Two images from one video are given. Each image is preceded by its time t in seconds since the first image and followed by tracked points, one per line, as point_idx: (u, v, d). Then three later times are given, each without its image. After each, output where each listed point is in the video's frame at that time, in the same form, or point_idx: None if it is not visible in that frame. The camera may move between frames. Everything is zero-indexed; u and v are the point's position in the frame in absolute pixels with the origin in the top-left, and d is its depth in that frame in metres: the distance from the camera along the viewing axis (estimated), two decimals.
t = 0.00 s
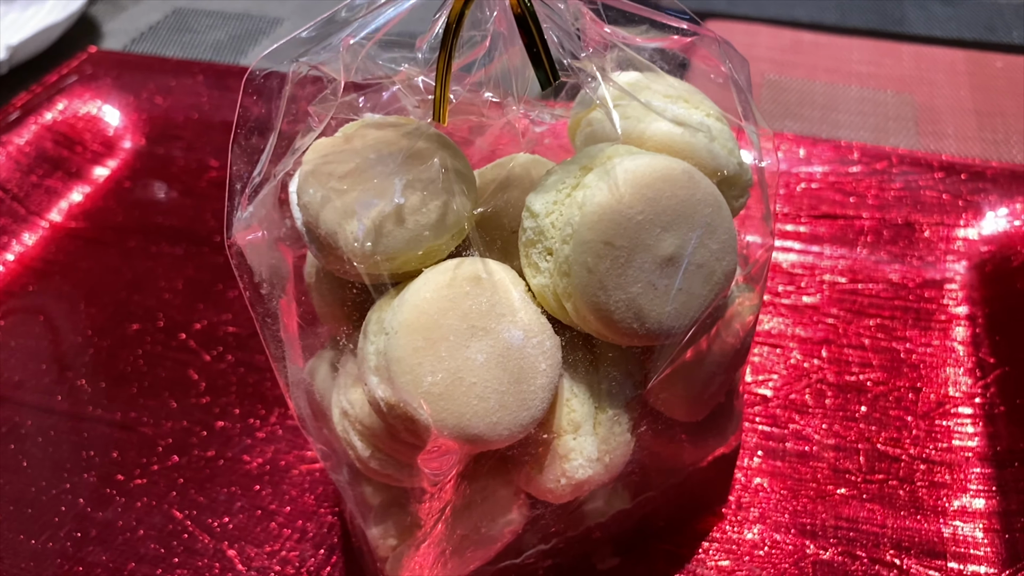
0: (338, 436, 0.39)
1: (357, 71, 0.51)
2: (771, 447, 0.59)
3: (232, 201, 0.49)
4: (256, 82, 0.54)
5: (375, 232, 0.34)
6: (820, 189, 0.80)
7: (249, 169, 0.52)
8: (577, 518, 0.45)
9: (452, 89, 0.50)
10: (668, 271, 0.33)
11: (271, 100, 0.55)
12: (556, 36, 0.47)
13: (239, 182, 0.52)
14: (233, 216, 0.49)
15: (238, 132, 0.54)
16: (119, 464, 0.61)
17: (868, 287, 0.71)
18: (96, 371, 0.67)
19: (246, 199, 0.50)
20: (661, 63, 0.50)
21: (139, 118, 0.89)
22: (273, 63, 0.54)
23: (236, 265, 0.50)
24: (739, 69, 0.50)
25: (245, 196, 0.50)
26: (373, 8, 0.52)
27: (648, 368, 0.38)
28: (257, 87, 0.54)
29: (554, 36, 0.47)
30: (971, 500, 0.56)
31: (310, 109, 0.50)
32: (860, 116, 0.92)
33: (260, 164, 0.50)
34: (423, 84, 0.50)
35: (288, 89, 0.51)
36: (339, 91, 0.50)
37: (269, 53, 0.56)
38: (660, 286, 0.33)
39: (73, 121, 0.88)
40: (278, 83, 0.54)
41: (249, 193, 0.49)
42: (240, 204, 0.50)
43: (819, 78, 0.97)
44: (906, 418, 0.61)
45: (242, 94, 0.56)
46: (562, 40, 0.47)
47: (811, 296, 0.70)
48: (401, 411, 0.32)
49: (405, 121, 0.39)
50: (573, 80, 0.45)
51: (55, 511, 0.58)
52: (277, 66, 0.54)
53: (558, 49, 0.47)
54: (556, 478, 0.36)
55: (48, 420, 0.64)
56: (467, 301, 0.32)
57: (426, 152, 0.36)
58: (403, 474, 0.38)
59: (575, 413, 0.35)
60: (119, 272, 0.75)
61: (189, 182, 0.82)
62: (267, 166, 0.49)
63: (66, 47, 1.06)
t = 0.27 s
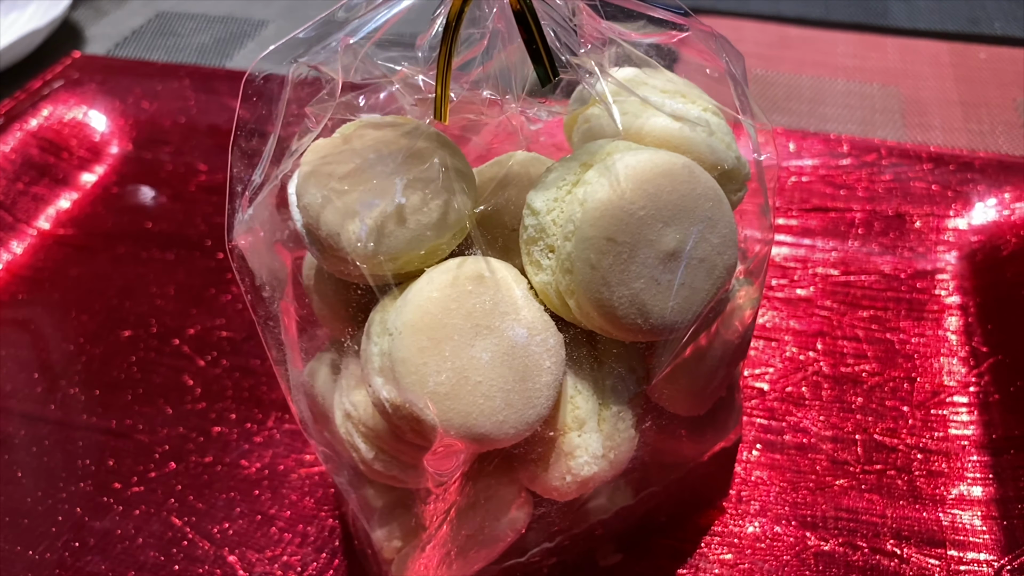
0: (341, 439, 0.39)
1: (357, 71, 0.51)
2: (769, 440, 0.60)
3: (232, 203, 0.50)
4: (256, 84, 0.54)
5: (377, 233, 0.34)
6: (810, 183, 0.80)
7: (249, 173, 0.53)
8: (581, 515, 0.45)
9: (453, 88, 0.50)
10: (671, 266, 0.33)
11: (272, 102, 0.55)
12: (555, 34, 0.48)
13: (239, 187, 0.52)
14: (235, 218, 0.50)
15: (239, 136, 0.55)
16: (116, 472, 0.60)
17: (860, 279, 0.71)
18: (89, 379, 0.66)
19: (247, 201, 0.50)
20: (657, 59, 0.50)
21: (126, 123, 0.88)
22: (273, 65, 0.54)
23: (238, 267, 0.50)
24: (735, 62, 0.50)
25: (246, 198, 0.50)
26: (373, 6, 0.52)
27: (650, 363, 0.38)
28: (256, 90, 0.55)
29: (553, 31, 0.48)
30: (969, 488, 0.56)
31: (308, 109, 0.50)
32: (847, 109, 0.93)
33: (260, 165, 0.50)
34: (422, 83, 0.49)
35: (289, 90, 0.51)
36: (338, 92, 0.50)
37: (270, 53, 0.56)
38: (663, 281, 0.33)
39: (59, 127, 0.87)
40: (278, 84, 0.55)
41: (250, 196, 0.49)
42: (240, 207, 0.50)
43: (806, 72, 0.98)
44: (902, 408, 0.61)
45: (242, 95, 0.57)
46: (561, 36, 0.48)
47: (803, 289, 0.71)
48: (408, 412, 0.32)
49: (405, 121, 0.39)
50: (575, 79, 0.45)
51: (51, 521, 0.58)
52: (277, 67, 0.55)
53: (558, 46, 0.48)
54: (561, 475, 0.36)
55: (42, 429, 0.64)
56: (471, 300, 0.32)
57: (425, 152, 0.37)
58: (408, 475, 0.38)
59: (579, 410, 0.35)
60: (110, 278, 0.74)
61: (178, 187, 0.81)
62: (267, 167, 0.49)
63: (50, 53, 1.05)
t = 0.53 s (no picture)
0: (345, 445, 0.39)
1: (356, 74, 0.51)
2: (767, 435, 0.60)
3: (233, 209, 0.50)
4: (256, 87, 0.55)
5: (379, 236, 0.34)
6: (801, 177, 0.80)
7: (250, 179, 0.53)
8: (586, 515, 0.45)
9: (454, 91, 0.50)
10: (674, 264, 0.33)
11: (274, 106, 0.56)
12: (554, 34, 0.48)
13: (241, 193, 0.53)
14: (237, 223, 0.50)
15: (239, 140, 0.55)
16: (111, 482, 0.60)
17: (853, 272, 0.71)
18: (83, 389, 0.66)
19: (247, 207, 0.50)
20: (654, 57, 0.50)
21: (113, 130, 0.87)
22: (275, 69, 0.55)
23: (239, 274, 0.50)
24: (732, 58, 0.50)
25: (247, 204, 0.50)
26: (372, 9, 0.52)
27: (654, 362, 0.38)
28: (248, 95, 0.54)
29: (552, 31, 0.48)
30: (967, 479, 0.57)
31: (306, 114, 0.50)
32: (835, 103, 0.93)
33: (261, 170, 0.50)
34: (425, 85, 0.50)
35: (290, 95, 0.51)
36: (337, 94, 0.50)
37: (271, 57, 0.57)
38: (666, 280, 0.33)
39: (44, 134, 0.86)
40: (279, 89, 0.56)
41: (250, 201, 0.49)
42: (240, 213, 0.50)
43: (793, 68, 0.98)
44: (899, 401, 0.61)
45: (244, 100, 0.57)
46: (561, 36, 0.48)
47: (797, 284, 0.71)
48: (414, 416, 0.32)
49: (404, 123, 0.39)
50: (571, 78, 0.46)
51: (47, 534, 0.57)
52: (280, 71, 0.55)
53: (558, 45, 0.48)
54: (568, 476, 0.36)
55: (35, 441, 0.63)
56: (475, 303, 0.32)
57: (426, 154, 0.36)
58: (413, 479, 0.38)
59: (584, 410, 0.35)
60: (100, 286, 0.73)
61: (168, 193, 0.81)
62: (266, 172, 0.49)
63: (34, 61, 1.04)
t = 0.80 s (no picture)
0: (345, 451, 0.38)
1: (352, 77, 0.51)
2: (765, 431, 0.60)
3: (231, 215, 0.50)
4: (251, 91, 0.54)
5: (379, 239, 0.34)
6: (792, 171, 0.80)
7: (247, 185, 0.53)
8: (589, 516, 0.45)
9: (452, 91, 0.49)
10: (675, 262, 0.33)
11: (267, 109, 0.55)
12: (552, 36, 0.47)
13: (238, 199, 0.53)
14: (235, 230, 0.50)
15: (237, 142, 0.55)
16: (105, 493, 0.59)
17: (846, 266, 0.71)
18: (73, 400, 0.65)
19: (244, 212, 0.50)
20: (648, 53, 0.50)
21: (98, 136, 0.86)
22: (271, 72, 0.54)
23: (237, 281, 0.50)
24: (727, 54, 0.50)
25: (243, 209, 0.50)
26: (369, 9, 0.52)
27: (656, 361, 0.38)
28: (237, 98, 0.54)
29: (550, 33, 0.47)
30: (966, 471, 0.57)
31: (301, 116, 0.50)
32: (822, 98, 0.93)
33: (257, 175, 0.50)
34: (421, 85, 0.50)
35: (285, 98, 0.50)
36: (332, 96, 0.50)
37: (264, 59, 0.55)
38: (668, 278, 0.33)
39: (27, 141, 0.85)
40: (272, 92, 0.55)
41: (246, 206, 0.49)
42: (237, 219, 0.50)
43: (779, 63, 0.98)
44: (895, 393, 0.62)
45: (238, 103, 0.55)
46: (558, 38, 0.47)
47: (790, 279, 0.71)
48: (417, 421, 0.31)
49: (401, 126, 0.39)
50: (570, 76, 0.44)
51: (41, 547, 0.56)
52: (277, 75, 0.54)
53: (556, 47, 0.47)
54: (572, 477, 0.35)
55: (26, 453, 0.62)
56: (476, 305, 0.32)
57: (424, 157, 0.37)
58: (415, 484, 0.37)
59: (587, 411, 0.35)
60: (89, 295, 0.72)
61: (155, 199, 0.80)
62: (261, 177, 0.49)
63: (15, 68, 1.03)
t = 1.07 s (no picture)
0: (346, 456, 0.38)
1: (348, 78, 0.50)
2: (763, 426, 0.60)
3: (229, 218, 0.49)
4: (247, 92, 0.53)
5: (378, 241, 0.33)
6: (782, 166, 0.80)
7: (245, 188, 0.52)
8: (593, 515, 0.44)
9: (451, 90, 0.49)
10: (677, 258, 0.32)
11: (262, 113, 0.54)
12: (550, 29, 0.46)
13: (236, 202, 0.52)
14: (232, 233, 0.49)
15: (232, 145, 0.54)
16: (99, 504, 0.58)
17: (839, 260, 0.71)
18: (64, 409, 0.64)
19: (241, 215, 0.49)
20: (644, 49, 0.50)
21: (82, 141, 0.85)
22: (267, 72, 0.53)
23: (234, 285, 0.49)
24: (723, 48, 0.50)
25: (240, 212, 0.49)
26: (364, 9, 0.51)
27: (658, 358, 0.38)
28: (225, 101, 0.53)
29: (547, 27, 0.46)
30: (965, 462, 0.57)
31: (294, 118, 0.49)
32: (810, 93, 0.94)
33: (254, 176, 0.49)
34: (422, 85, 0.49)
35: (282, 99, 0.50)
36: (328, 96, 0.49)
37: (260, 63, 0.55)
38: (670, 274, 0.32)
39: (11, 148, 0.84)
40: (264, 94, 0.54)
41: (243, 209, 0.48)
42: (234, 222, 0.50)
43: (766, 59, 0.98)
44: (891, 386, 0.62)
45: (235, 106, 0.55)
46: (558, 31, 0.46)
47: (784, 274, 0.70)
48: (421, 424, 0.31)
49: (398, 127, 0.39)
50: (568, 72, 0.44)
51: (34, 560, 0.55)
52: (273, 77, 0.53)
53: (555, 40, 0.46)
54: (576, 478, 0.35)
55: (16, 465, 0.61)
56: (478, 305, 0.32)
57: (422, 157, 0.36)
58: (418, 488, 0.37)
59: (591, 410, 0.35)
60: (77, 303, 0.71)
61: (142, 205, 0.79)
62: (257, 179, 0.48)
63: None
